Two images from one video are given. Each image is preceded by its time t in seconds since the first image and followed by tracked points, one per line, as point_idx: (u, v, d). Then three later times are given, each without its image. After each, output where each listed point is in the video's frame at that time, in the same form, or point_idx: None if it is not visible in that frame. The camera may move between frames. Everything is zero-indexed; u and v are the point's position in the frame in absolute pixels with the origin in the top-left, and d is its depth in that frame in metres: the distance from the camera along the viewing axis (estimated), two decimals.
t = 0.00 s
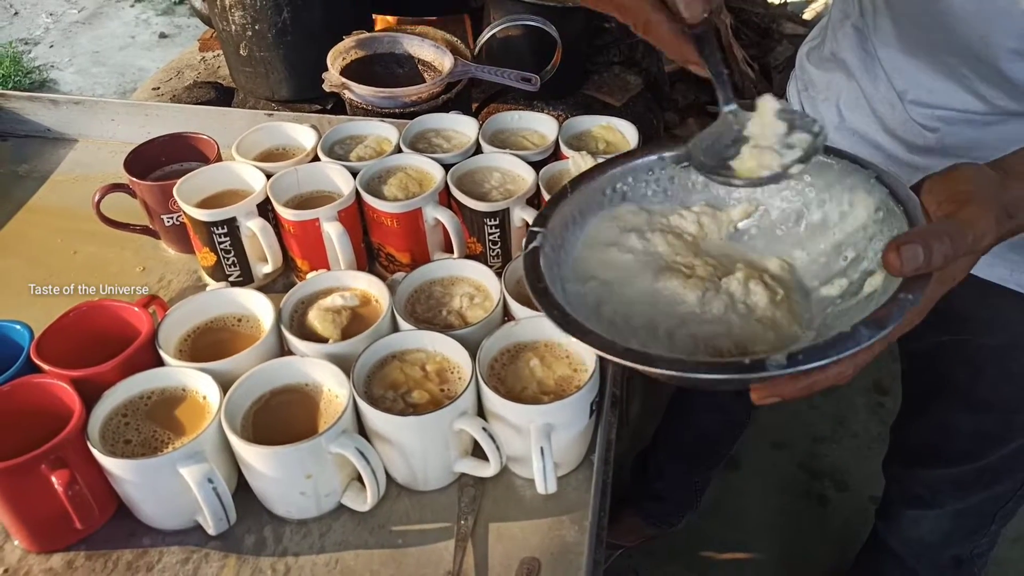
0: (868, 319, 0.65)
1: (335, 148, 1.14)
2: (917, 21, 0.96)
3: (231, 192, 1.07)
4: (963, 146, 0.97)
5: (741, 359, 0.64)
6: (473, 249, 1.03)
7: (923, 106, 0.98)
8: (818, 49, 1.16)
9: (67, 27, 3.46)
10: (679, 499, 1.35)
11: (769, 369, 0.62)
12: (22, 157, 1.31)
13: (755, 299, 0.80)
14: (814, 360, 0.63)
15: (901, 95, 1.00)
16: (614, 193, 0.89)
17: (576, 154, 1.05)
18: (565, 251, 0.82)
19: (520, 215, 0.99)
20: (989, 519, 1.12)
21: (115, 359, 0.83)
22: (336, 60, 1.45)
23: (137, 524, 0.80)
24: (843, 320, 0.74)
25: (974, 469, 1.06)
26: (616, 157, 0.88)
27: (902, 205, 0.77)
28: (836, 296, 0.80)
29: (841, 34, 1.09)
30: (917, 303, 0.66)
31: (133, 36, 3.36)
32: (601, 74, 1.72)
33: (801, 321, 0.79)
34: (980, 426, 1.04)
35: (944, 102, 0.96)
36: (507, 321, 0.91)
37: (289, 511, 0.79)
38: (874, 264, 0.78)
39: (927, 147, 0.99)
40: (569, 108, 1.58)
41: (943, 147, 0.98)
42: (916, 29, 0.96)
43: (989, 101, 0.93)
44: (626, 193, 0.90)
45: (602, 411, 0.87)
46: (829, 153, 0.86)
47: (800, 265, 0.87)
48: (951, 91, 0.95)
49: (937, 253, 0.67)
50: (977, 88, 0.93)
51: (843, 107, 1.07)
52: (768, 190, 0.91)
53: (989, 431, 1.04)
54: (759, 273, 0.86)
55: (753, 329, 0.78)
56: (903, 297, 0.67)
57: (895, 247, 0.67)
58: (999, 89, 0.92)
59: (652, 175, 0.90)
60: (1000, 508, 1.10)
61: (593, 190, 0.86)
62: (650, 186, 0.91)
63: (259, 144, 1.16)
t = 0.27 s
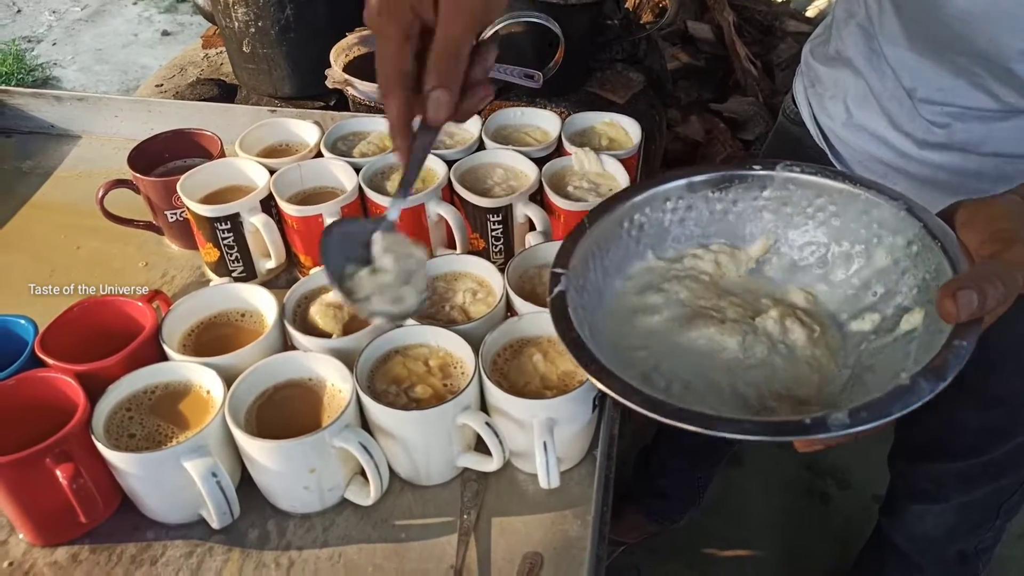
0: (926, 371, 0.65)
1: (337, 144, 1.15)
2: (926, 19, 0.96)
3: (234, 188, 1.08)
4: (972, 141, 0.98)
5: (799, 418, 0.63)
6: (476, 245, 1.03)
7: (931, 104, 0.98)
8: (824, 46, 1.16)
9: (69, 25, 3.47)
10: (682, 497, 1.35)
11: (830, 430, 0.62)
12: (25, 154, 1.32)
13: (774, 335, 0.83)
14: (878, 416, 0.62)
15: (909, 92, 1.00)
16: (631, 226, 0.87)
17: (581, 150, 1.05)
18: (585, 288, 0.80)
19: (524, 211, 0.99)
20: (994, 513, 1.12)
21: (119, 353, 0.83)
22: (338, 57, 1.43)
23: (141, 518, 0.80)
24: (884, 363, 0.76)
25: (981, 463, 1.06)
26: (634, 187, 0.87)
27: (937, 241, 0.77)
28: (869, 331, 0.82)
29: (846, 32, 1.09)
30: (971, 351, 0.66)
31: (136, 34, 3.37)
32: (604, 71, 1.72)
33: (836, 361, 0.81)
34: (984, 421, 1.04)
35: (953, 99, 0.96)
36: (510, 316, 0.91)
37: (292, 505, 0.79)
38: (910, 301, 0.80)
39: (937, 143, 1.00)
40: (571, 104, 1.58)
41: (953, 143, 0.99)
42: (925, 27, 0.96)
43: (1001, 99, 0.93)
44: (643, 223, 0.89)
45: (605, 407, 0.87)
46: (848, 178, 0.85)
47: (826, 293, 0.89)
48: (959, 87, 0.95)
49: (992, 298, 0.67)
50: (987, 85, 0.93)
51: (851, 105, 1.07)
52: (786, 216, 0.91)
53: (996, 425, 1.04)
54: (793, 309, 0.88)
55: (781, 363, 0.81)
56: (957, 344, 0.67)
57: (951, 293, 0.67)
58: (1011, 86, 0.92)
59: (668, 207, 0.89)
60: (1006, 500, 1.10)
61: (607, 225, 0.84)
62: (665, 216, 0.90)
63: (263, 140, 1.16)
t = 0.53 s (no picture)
0: (970, 389, 0.65)
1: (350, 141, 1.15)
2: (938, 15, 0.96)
3: (247, 184, 1.09)
4: (983, 138, 0.98)
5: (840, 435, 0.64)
6: (488, 242, 1.04)
7: (943, 101, 0.98)
8: (832, 43, 1.15)
9: (82, 24, 3.49)
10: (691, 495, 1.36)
11: (874, 450, 0.62)
12: (41, 150, 1.33)
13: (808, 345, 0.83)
14: (921, 435, 0.63)
15: (921, 89, 1.00)
16: (657, 229, 0.88)
17: (592, 147, 1.06)
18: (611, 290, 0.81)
19: (535, 208, 1.00)
20: (1005, 514, 1.12)
21: (135, 346, 0.84)
22: (351, 55, 1.45)
23: (157, 509, 0.81)
24: (922, 373, 0.77)
25: (991, 464, 1.05)
26: (661, 189, 0.87)
27: (975, 249, 0.77)
28: (903, 340, 0.83)
29: (856, 30, 1.09)
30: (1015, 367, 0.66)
31: (148, 33, 3.39)
32: (615, 69, 1.72)
33: (872, 367, 0.81)
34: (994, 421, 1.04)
35: (966, 97, 0.96)
36: (522, 312, 0.92)
37: (305, 497, 0.80)
38: (945, 311, 0.80)
39: (948, 140, 1.00)
40: (582, 102, 1.58)
41: (963, 140, 0.99)
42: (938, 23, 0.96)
43: (1012, 97, 0.93)
44: (668, 225, 0.88)
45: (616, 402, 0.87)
46: (881, 183, 0.85)
47: (856, 300, 0.90)
48: (969, 85, 0.95)
49: None
50: (999, 83, 0.93)
51: (861, 102, 1.07)
52: (816, 220, 0.91)
53: (1010, 422, 1.02)
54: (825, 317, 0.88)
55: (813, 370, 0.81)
56: (1000, 360, 0.67)
57: (996, 309, 0.65)
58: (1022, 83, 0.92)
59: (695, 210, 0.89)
60: (1016, 502, 1.10)
61: (635, 226, 0.84)
62: (693, 219, 0.90)
63: (276, 136, 1.17)
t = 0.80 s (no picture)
0: (932, 368, 0.65)
1: (357, 138, 1.16)
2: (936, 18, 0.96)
3: (254, 181, 1.09)
4: (982, 143, 0.98)
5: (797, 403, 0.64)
6: (494, 239, 1.05)
7: (942, 105, 0.98)
8: (834, 46, 1.15)
9: (90, 22, 3.51)
10: (695, 494, 1.36)
11: (825, 418, 0.62)
12: (50, 146, 1.34)
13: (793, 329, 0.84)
14: (874, 408, 0.63)
15: (920, 93, 1.00)
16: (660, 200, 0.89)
17: (598, 146, 1.05)
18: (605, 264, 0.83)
19: (541, 206, 1.00)
20: (1005, 523, 1.11)
21: (142, 341, 0.85)
22: (358, 53, 1.46)
23: (164, 503, 0.81)
24: (903, 357, 0.77)
25: (991, 471, 1.06)
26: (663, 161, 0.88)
27: (969, 237, 0.76)
28: (891, 326, 0.84)
29: (858, 32, 1.09)
30: (985, 351, 0.66)
31: (156, 32, 3.40)
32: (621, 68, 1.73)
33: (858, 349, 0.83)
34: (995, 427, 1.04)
35: (964, 100, 0.96)
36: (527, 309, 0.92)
37: (311, 492, 0.80)
38: (935, 298, 0.80)
39: (948, 145, 1.00)
40: (588, 102, 1.58)
41: (962, 145, 0.99)
42: (936, 27, 0.96)
43: (1010, 100, 0.93)
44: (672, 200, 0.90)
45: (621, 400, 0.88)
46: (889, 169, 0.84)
47: (855, 287, 0.92)
48: (967, 88, 0.95)
49: (1012, 298, 0.65)
50: (996, 86, 0.93)
51: (862, 105, 1.07)
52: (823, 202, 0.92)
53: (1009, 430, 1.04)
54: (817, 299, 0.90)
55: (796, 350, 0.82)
56: (971, 343, 0.67)
57: (966, 292, 0.67)
58: (1020, 87, 0.92)
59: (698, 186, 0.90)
60: (1015, 513, 1.10)
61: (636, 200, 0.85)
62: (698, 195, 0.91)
63: (284, 134, 1.17)
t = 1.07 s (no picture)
0: (893, 364, 0.64)
1: (363, 145, 1.17)
2: (932, 27, 0.96)
3: (262, 187, 1.10)
4: (979, 150, 0.98)
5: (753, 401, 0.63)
6: (499, 245, 1.05)
7: (940, 112, 0.99)
8: (834, 53, 1.16)
9: (99, 28, 3.54)
10: (699, 501, 1.36)
11: (781, 415, 0.61)
12: (59, 152, 1.35)
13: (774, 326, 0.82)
14: (831, 405, 0.62)
15: (917, 99, 1.00)
16: (644, 206, 0.89)
17: (603, 152, 1.06)
18: (588, 267, 0.83)
19: (546, 211, 1.00)
20: (1006, 532, 1.12)
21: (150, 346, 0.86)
22: (364, 59, 1.47)
23: (171, 506, 0.82)
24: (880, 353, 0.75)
25: (992, 479, 1.06)
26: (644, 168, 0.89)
27: (945, 231, 0.76)
28: (873, 323, 0.81)
29: (858, 38, 1.09)
30: (948, 347, 0.65)
31: (163, 37, 3.43)
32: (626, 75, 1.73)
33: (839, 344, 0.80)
34: (994, 435, 1.05)
35: (961, 107, 0.97)
36: (532, 315, 0.92)
37: (317, 496, 0.81)
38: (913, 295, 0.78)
39: (944, 152, 1.00)
40: (593, 108, 1.59)
41: (958, 152, 0.99)
42: (933, 35, 0.97)
43: (1005, 106, 0.94)
44: (656, 204, 0.90)
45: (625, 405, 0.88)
46: (871, 168, 0.84)
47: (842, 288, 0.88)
48: (964, 95, 0.96)
49: (976, 294, 0.65)
50: (992, 93, 0.94)
51: (861, 111, 1.08)
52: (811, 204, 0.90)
53: (1006, 441, 1.04)
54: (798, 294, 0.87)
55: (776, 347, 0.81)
56: (935, 339, 0.66)
57: (929, 289, 0.65)
58: (1015, 94, 0.92)
59: (685, 189, 0.91)
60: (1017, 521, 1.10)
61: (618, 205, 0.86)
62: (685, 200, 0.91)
63: (291, 140, 1.18)
